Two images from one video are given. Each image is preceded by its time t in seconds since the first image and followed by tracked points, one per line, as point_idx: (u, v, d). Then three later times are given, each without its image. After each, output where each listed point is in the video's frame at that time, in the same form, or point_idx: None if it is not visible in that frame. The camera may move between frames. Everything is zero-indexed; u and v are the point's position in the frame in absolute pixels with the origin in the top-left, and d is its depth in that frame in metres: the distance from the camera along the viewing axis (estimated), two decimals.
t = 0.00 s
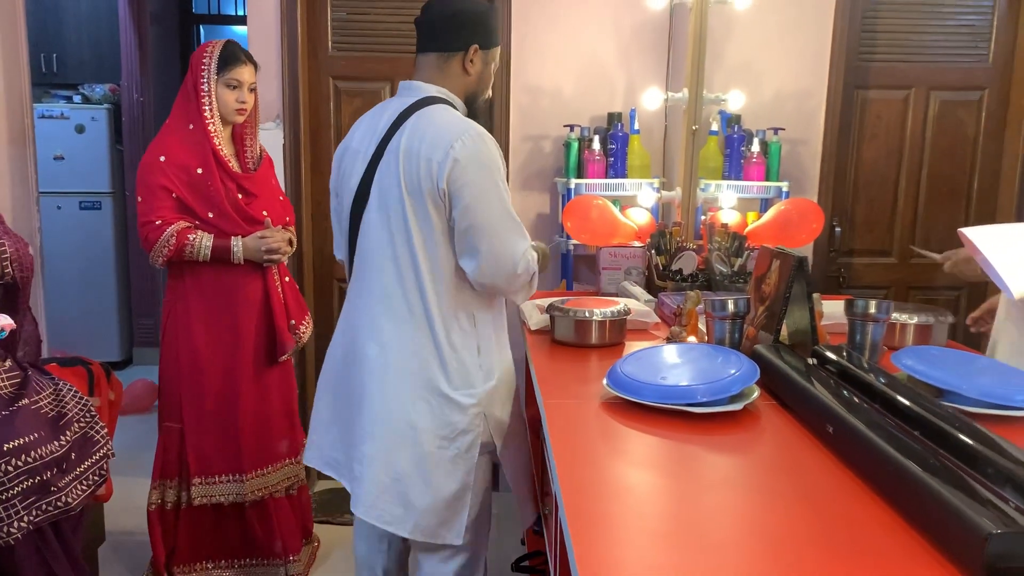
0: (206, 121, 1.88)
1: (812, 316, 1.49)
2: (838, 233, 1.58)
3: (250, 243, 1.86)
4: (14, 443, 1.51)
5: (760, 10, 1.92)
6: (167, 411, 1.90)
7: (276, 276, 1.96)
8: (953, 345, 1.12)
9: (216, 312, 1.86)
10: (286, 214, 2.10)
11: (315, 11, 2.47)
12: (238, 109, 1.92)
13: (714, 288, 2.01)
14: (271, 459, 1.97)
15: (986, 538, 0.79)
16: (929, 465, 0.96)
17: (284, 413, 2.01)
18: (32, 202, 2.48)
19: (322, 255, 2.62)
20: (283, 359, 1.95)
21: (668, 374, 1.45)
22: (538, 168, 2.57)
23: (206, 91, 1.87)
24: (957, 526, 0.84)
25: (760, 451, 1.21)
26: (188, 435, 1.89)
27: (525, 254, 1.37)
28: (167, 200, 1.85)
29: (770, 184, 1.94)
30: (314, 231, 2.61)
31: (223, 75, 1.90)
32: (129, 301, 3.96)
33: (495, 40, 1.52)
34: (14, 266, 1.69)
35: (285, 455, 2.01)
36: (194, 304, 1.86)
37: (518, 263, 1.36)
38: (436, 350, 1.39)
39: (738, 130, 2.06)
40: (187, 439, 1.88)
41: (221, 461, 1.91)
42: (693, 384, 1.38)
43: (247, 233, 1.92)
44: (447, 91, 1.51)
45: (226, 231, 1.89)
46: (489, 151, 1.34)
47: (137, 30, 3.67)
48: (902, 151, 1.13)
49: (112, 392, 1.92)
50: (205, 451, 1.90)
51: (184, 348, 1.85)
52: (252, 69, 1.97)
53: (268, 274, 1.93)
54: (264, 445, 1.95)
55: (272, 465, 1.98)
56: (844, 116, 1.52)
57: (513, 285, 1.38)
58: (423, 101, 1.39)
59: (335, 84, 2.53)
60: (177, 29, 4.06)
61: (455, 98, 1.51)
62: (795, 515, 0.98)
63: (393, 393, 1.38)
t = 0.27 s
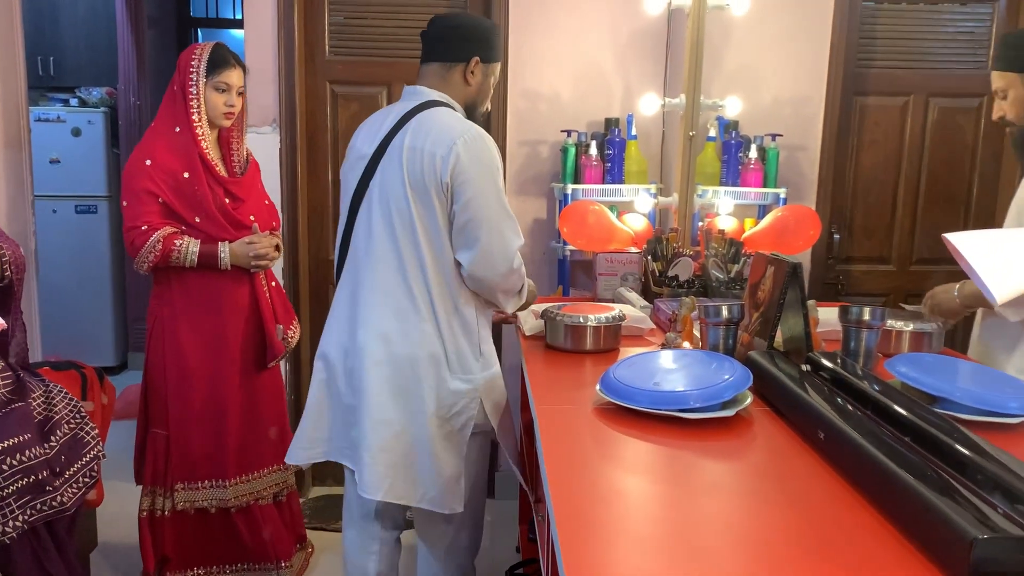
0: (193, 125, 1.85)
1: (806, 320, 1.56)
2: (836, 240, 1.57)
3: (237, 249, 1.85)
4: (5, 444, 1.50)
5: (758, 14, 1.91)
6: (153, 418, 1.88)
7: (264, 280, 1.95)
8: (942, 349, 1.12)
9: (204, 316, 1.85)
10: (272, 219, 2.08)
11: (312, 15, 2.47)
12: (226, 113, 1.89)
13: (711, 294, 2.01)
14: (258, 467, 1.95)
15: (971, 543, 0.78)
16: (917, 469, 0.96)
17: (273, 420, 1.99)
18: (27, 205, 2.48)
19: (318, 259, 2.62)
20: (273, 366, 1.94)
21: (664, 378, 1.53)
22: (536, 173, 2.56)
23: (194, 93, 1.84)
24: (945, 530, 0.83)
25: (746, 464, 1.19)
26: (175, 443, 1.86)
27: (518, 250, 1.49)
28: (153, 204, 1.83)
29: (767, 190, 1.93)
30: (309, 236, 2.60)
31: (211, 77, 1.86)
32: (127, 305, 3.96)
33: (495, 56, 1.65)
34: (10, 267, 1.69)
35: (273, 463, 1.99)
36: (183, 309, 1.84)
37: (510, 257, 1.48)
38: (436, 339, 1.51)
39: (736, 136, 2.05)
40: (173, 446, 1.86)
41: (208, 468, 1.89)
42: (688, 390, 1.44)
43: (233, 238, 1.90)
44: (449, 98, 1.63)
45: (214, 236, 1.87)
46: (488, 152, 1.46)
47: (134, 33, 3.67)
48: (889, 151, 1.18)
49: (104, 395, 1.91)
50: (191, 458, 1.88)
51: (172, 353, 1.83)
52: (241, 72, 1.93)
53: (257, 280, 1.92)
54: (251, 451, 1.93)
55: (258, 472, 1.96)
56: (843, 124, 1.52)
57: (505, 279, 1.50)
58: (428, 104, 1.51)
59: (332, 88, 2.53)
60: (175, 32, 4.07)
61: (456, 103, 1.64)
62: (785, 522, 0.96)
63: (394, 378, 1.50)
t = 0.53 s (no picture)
0: (164, 117, 1.75)
1: (817, 323, 1.48)
2: (851, 240, 1.48)
3: (213, 247, 1.75)
4: None
5: None
6: (123, 429, 1.77)
7: (239, 282, 1.85)
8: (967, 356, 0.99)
9: (177, 322, 1.74)
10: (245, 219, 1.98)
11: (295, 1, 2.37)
12: (199, 105, 1.80)
13: (717, 296, 1.91)
14: (234, 481, 1.85)
15: (985, 554, 0.71)
16: (925, 474, 0.88)
17: (248, 430, 1.89)
18: None
19: (301, 259, 2.51)
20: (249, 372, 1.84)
21: (666, 384, 1.46)
22: (533, 169, 2.46)
23: (166, 84, 1.74)
24: (955, 541, 0.76)
25: (748, 485, 1.09)
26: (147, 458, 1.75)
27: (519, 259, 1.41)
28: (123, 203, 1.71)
29: (777, 187, 1.82)
30: (291, 234, 2.50)
31: (184, 67, 1.77)
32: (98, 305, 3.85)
33: (513, 55, 1.58)
34: None
35: (250, 476, 1.89)
36: (155, 315, 1.72)
37: (510, 265, 1.40)
38: (425, 343, 1.43)
39: (744, 130, 1.95)
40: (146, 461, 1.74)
41: (183, 484, 1.78)
42: (690, 396, 1.38)
43: (209, 238, 1.80)
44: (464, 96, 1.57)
45: (188, 236, 1.77)
46: (494, 152, 1.39)
47: (108, 23, 3.56)
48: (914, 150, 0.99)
49: (74, 404, 1.79)
50: (165, 474, 1.76)
51: (142, 361, 1.72)
52: (213, 61, 1.85)
53: (232, 281, 1.83)
54: (227, 464, 1.83)
55: (236, 487, 1.86)
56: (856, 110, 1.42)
57: (502, 287, 1.42)
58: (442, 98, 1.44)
59: (317, 79, 2.42)
60: (149, 23, 3.97)
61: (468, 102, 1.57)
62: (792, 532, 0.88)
63: (376, 378, 1.42)
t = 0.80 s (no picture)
0: (125, 108, 1.69)
1: (835, 327, 1.33)
2: (873, 237, 1.38)
3: (179, 248, 1.69)
4: None
5: None
6: (85, 446, 1.70)
7: (209, 287, 1.79)
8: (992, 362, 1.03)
9: (141, 330, 1.67)
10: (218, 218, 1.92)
11: None
12: (161, 93, 1.74)
13: (728, 299, 1.77)
14: (204, 503, 1.77)
15: None
16: (951, 489, 0.88)
17: (220, 443, 1.83)
18: None
19: (279, 259, 2.41)
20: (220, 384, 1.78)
21: (673, 393, 1.33)
22: (532, 161, 2.39)
23: (125, 72, 1.68)
24: (980, 561, 0.76)
25: (761, 501, 1.05)
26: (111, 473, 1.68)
27: (490, 249, 1.29)
28: (82, 201, 1.64)
29: (794, 180, 1.69)
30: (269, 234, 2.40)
31: (143, 53, 1.71)
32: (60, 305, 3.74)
33: (503, 39, 1.47)
34: None
35: (222, 498, 1.82)
36: (118, 324, 1.66)
37: (477, 257, 1.28)
38: (390, 343, 1.35)
39: (758, 119, 1.82)
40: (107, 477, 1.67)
41: (149, 504, 1.71)
42: (698, 407, 1.25)
43: (175, 236, 1.74)
44: (449, 83, 1.47)
45: (152, 236, 1.71)
46: (462, 136, 1.30)
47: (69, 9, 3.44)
48: (939, 141, 1.16)
49: (31, 419, 1.67)
50: (128, 492, 1.69)
51: (104, 372, 1.65)
52: (179, 48, 1.79)
53: (202, 287, 1.77)
54: (196, 484, 1.76)
55: (207, 509, 1.78)
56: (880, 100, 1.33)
57: (473, 282, 1.31)
58: (415, 85, 1.37)
59: (293, 65, 2.31)
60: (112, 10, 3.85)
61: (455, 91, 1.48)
62: (811, 546, 0.90)
63: (338, 378, 1.39)
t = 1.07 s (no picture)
0: (87, 106, 1.76)
1: (848, 330, 1.23)
2: (892, 237, 1.29)
3: (146, 252, 1.74)
4: None
5: None
6: (56, 463, 1.77)
7: (182, 297, 1.84)
8: (1020, 369, 0.97)
9: (109, 343, 1.74)
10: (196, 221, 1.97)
11: None
12: (122, 87, 1.82)
13: (737, 302, 1.67)
14: (178, 518, 1.84)
15: None
16: (989, 509, 0.79)
17: (197, 456, 1.89)
18: None
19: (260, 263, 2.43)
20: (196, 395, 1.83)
21: (679, 402, 1.22)
22: (529, 158, 2.31)
23: (83, 71, 1.77)
24: None
25: (770, 520, 0.94)
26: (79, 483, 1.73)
27: (394, 229, 1.23)
28: (47, 202, 1.71)
29: (806, 176, 1.60)
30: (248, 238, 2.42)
31: (100, 46, 1.79)
32: (27, 310, 3.66)
33: (481, 25, 1.42)
34: None
35: (199, 517, 1.89)
36: (87, 339, 1.72)
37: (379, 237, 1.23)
38: (342, 337, 1.37)
39: (768, 111, 1.73)
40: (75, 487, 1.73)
41: (119, 517, 1.77)
42: (704, 417, 1.16)
43: (144, 235, 1.79)
44: (423, 70, 1.44)
45: (118, 235, 1.76)
46: (387, 117, 1.28)
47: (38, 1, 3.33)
48: (960, 135, 1.08)
49: None
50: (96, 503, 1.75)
51: (72, 384, 1.72)
52: (143, 46, 1.87)
53: (176, 294, 1.82)
54: (169, 498, 1.82)
55: (181, 527, 1.85)
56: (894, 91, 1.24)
57: (392, 265, 1.26)
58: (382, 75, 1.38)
59: (276, 56, 2.34)
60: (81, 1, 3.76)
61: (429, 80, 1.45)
62: None
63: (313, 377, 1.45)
